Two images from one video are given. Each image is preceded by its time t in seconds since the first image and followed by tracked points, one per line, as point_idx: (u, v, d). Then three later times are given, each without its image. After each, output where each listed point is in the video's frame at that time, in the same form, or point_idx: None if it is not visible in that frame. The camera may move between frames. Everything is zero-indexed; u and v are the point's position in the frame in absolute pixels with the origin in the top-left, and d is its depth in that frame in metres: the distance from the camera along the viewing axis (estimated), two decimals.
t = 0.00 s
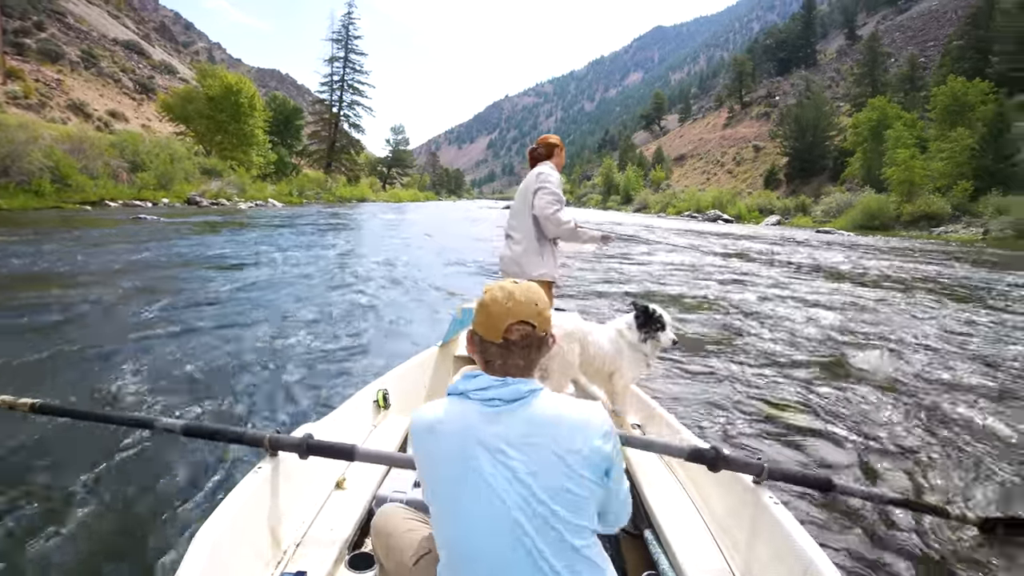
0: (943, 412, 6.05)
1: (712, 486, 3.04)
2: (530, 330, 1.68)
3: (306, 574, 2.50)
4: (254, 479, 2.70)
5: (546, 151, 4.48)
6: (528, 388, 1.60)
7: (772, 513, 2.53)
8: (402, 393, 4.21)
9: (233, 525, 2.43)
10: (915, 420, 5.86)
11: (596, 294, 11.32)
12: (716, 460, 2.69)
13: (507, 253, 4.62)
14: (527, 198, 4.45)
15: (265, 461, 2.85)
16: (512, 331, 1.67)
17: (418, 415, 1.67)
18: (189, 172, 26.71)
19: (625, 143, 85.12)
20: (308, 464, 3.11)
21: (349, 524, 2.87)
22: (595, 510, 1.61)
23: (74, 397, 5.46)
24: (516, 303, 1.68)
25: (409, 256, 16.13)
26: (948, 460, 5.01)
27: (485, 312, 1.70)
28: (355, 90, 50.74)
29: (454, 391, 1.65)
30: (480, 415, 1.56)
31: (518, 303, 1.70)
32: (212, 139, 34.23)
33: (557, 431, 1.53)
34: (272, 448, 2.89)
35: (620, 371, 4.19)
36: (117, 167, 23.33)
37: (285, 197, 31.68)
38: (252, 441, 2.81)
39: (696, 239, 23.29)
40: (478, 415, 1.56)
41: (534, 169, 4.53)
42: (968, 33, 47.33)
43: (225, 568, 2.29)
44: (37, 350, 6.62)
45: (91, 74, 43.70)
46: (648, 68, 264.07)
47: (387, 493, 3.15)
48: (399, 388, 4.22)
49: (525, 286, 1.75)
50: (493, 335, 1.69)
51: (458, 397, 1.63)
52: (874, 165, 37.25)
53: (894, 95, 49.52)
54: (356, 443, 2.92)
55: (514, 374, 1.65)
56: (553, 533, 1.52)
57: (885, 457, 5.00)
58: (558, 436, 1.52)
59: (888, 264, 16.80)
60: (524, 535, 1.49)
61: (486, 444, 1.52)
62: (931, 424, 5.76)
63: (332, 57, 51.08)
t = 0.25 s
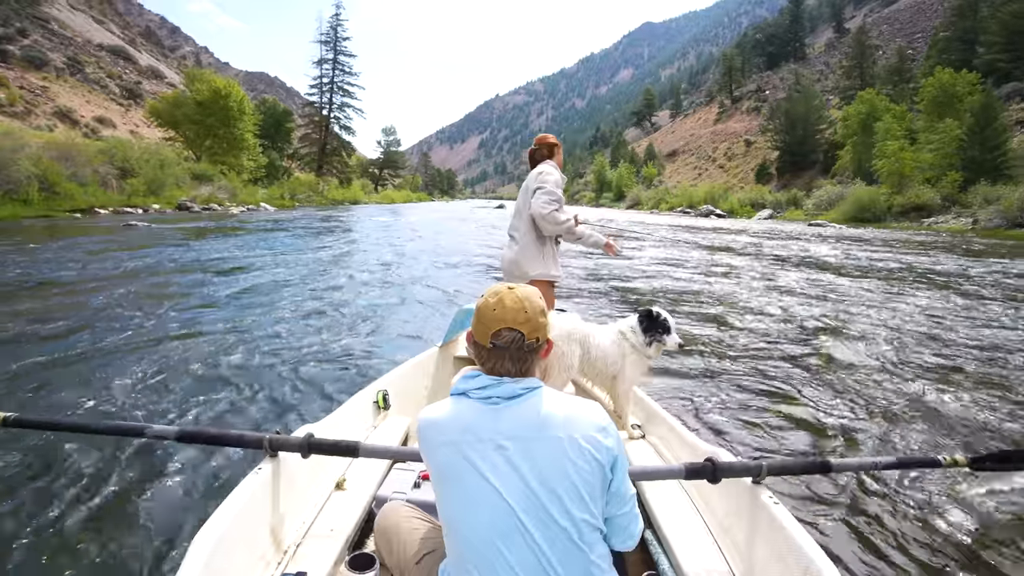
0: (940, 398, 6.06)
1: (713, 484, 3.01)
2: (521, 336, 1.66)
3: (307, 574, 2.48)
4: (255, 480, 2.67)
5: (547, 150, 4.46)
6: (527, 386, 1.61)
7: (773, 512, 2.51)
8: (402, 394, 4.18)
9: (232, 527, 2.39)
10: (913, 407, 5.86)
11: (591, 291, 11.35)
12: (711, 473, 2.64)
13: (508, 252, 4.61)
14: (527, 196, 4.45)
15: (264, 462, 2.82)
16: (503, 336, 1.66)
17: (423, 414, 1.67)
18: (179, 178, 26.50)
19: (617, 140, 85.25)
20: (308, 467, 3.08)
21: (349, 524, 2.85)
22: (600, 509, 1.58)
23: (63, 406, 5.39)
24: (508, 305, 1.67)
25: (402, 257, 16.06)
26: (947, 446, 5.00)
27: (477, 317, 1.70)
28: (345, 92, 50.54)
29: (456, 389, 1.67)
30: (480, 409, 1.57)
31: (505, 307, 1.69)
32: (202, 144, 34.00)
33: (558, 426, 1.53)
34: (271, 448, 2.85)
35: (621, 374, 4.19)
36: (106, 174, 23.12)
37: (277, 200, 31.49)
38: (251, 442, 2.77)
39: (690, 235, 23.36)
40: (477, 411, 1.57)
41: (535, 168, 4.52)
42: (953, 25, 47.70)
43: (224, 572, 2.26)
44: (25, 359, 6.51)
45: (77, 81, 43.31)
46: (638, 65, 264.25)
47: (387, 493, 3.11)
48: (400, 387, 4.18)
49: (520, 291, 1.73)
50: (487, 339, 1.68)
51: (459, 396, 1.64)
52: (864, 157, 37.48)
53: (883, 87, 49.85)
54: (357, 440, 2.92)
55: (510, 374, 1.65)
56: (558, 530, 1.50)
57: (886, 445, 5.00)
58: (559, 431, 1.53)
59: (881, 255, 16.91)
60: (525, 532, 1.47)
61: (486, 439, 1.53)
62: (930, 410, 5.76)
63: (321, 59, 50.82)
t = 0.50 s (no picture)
0: (932, 401, 6.13)
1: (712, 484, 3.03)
2: (532, 336, 1.66)
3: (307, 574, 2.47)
4: (256, 479, 2.66)
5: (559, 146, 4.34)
6: (536, 383, 1.62)
7: (773, 512, 2.52)
8: (403, 393, 4.17)
9: (234, 528, 2.38)
10: (907, 409, 5.92)
11: (585, 290, 11.38)
12: (706, 475, 2.65)
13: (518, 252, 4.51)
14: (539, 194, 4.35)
15: (265, 461, 2.81)
16: (514, 336, 1.66)
17: (432, 404, 1.67)
18: (170, 172, 26.23)
19: (610, 138, 85.37)
20: (309, 465, 3.08)
21: (349, 523, 2.85)
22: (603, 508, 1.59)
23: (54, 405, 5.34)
24: (520, 307, 1.68)
25: (396, 254, 16.01)
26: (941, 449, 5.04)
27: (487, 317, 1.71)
28: (338, 87, 50.20)
29: (466, 382, 1.68)
30: (489, 401, 1.58)
31: (518, 309, 1.69)
32: (193, 139, 33.70)
33: (566, 420, 1.54)
34: (272, 449, 2.83)
35: (624, 376, 4.21)
36: (95, 168, 22.87)
37: (269, 196, 31.26)
38: (253, 442, 2.77)
39: (683, 234, 23.47)
40: (487, 402, 1.58)
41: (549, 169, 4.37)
42: (944, 27, 48.12)
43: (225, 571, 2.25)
44: (15, 357, 6.44)
45: (65, 73, 42.71)
46: (632, 63, 264.10)
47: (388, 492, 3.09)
48: (400, 387, 4.18)
49: (531, 293, 1.74)
50: (497, 337, 1.69)
51: (470, 388, 1.65)
52: (855, 157, 37.75)
53: (875, 88, 50.24)
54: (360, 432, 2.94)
55: (520, 371, 1.65)
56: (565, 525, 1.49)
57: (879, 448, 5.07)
58: (567, 425, 1.54)
59: (871, 256, 17.08)
60: (532, 527, 1.46)
61: (495, 431, 1.52)
62: (922, 413, 5.83)
63: (314, 54, 50.43)
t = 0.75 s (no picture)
0: (919, 393, 6.24)
1: (713, 484, 3.08)
2: (538, 331, 1.69)
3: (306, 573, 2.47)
4: (255, 478, 2.66)
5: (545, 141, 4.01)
6: (538, 378, 1.65)
7: (773, 512, 2.58)
8: (402, 391, 4.17)
9: (234, 527, 2.38)
10: (896, 402, 6.01)
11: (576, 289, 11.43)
12: (706, 469, 2.71)
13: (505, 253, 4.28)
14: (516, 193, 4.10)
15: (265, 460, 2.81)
16: (521, 331, 1.69)
17: (434, 395, 1.70)
18: (154, 173, 25.84)
19: (598, 136, 85.67)
20: (308, 464, 3.08)
21: (349, 522, 2.86)
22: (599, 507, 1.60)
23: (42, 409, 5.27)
24: (525, 303, 1.71)
25: (386, 254, 15.94)
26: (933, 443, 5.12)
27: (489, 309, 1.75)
28: (324, 86, 49.81)
29: (470, 373, 1.73)
30: (491, 392, 1.61)
31: (525, 304, 1.73)
32: (177, 139, 33.30)
33: (566, 416, 1.57)
34: (272, 448, 2.84)
35: (625, 375, 4.21)
36: (77, 169, 22.51)
37: (255, 196, 30.94)
38: (253, 442, 2.76)
39: (672, 232, 23.65)
40: (488, 393, 1.61)
41: (551, 163, 4.01)
42: (923, 26, 48.96)
43: (226, 570, 2.25)
44: None
45: (44, 72, 41.92)
46: (618, 62, 264.10)
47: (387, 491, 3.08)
48: (400, 386, 4.18)
49: (537, 290, 1.77)
50: (503, 332, 1.71)
51: (474, 378, 1.69)
52: (839, 155, 38.28)
53: (857, 86, 50.97)
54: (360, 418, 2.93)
55: (524, 366, 1.69)
56: (561, 521, 1.49)
57: (867, 441, 5.16)
58: (569, 419, 1.57)
59: (856, 252, 17.35)
60: (530, 521, 1.47)
61: (496, 423, 1.55)
62: (911, 406, 5.92)
63: (299, 53, 49.99)
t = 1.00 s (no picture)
0: (909, 392, 6.34)
1: (715, 485, 3.11)
2: (548, 332, 1.69)
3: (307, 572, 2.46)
4: (253, 480, 2.64)
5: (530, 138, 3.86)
6: (541, 381, 1.63)
7: (773, 512, 2.61)
8: (401, 388, 4.14)
9: (233, 528, 2.36)
10: (886, 400, 6.11)
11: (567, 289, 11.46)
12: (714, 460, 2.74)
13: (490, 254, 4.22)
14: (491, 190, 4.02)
15: (263, 461, 2.79)
16: (533, 333, 1.67)
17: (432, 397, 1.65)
18: (139, 175, 25.46)
19: (586, 138, 85.98)
20: (307, 464, 3.06)
21: (349, 522, 2.85)
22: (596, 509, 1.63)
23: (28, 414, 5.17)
24: (532, 302, 1.69)
25: (376, 256, 15.86)
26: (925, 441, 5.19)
27: (490, 310, 1.71)
28: (312, 88, 49.45)
29: (468, 375, 1.69)
30: (491, 399, 1.57)
31: (532, 303, 1.71)
32: (162, 141, 32.88)
33: (569, 421, 1.56)
34: (270, 447, 2.80)
35: (627, 374, 4.26)
36: (59, 171, 22.17)
37: (242, 199, 30.62)
38: (251, 442, 2.71)
39: (661, 232, 23.80)
40: (488, 400, 1.57)
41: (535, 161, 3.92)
42: (905, 29, 49.79)
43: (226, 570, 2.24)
44: None
45: (24, 73, 41.17)
46: (605, 64, 263.95)
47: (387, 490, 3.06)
48: (399, 383, 4.15)
49: (539, 287, 1.76)
50: (511, 334, 1.67)
51: (473, 382, 1.65)
52: (824, 155, 38.73)
53: (841, 87, 51.68)
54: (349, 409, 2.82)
55: (527, 370, 1.67)
56: (558, 535, 1.50)
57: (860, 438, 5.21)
58: (569, 427, 1.55)
59: (842, 251, 17.57)
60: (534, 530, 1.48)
61: (500, 430, 1.52)
62: (902, 404, 6.01)
63: (286, 54, 49.60)
